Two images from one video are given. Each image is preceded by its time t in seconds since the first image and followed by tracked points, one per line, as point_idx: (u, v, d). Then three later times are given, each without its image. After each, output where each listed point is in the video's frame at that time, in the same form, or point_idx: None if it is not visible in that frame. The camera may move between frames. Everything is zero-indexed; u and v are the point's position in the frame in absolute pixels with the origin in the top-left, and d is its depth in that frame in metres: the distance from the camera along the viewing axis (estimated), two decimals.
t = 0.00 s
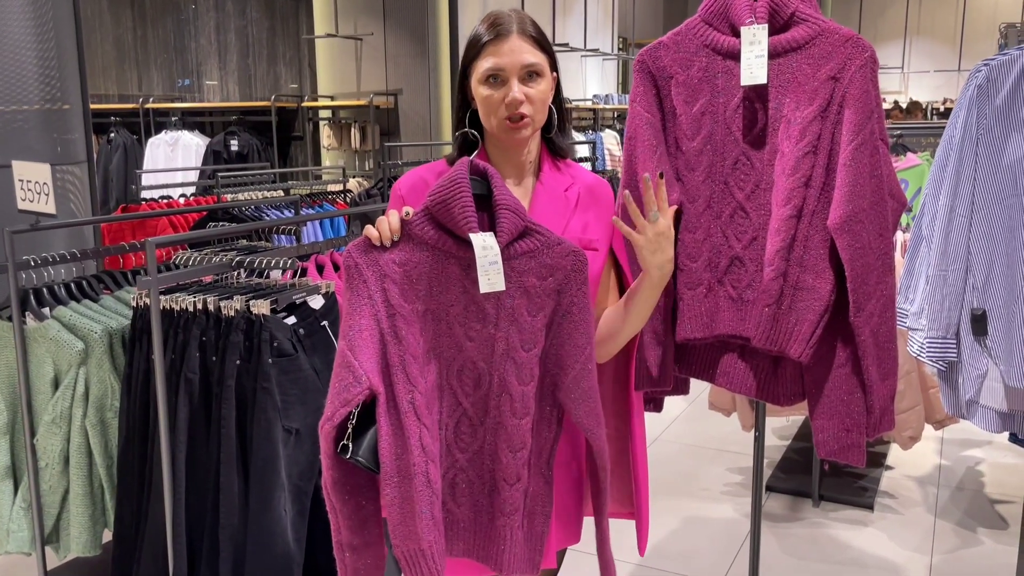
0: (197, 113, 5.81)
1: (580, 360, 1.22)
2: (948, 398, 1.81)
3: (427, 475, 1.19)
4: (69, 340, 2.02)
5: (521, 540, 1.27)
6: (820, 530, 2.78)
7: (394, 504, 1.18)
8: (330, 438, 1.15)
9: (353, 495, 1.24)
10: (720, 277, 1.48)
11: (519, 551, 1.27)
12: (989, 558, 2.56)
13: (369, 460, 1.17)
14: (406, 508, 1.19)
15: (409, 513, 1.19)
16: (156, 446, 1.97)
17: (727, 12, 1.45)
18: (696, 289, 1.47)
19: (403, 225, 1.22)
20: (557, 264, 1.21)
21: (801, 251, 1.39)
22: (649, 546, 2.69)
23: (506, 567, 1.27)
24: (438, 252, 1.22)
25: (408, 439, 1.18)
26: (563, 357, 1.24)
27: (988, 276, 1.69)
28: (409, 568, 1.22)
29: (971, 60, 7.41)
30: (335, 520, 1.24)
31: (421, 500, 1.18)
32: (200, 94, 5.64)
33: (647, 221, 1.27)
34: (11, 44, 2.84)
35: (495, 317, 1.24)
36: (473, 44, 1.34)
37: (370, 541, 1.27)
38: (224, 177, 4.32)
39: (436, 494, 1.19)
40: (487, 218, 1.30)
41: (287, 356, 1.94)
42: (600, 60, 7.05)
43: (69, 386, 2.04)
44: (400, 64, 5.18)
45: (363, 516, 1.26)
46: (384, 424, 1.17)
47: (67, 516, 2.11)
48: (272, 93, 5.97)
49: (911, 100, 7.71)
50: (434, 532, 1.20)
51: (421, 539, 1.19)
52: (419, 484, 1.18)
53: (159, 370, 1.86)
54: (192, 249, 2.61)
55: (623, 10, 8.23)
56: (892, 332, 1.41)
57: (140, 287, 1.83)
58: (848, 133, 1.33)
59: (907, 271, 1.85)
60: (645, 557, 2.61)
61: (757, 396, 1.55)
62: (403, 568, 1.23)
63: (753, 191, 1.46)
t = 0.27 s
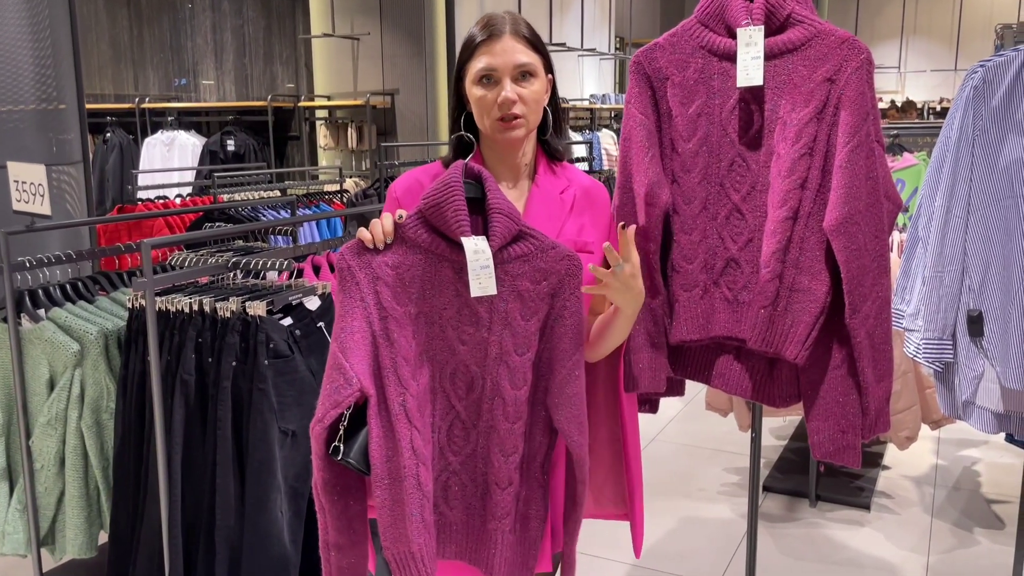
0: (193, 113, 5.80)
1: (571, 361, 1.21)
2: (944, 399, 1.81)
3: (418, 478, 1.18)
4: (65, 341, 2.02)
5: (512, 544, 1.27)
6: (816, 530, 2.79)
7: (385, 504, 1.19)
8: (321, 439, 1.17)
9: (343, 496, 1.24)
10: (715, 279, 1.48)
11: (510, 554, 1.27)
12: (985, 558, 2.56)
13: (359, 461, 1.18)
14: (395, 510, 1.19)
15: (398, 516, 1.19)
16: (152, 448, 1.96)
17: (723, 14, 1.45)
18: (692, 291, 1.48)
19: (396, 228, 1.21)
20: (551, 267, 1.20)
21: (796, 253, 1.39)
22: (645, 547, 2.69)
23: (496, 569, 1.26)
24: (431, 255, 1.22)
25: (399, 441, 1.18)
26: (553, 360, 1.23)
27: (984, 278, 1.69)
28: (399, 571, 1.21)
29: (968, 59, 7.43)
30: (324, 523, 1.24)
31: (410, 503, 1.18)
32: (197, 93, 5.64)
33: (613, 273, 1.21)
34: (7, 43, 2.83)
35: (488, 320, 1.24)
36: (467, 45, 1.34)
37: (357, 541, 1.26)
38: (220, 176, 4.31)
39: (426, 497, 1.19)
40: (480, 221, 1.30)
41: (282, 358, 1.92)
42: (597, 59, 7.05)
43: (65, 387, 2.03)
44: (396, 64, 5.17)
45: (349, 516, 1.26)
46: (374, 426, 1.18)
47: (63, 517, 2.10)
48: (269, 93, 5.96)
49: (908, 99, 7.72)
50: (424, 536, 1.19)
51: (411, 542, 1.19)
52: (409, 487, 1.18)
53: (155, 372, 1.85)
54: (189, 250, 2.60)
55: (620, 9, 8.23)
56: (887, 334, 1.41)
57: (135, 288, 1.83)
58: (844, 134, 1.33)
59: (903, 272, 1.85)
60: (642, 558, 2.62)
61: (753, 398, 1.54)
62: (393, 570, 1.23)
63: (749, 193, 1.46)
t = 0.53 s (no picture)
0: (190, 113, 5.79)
1: (560, 360, 1.19)
2: (941, 398, 1.81)
3: (406, 478, 1.18)
4: (59, 341, 2.00)
5: (505, 544, 1.26)
6: (813, 530, 2.79)
7: (373, 505, 1.19)
8: (310, 438, 1.17)
9: (335, 495, 1.24)
10: (711, 279, 1.47)
11: (502, 553, 1.26)
12: (982, 558, 2.56)
13: (348, 462, 1.18)
14: (384, 510, 1.19)
15: (386, 515, 1.19)
16: (148, 449, 1.95)
17: (720, 13, 1.45)
18: (689, 291, 1.47)
19: (387, 228, 1.20)
20: (544, 265, 1.20)
21: (793, 253, 1.39)
22: (642, 546, 2.69)
23: (488, 568, 1.26)
24: (421, 255, 1.22)
25: (388, 441, 1.18)
26: (546, 360, 1.21)
27: (981, 278, 1.69)
28: (386, 570, 1.21)
29: (964, 58, 7.44)
30: (315, 522, 1.23)
31: (398, 503, 1.18)
32: (193, 93, 5.65)
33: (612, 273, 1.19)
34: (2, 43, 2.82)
35: (480, 320, 1.24)
36: (462, 46, 1.34)
37: (349, 539, 1.26)
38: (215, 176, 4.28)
39: (414, 497, 1.19)
40: (470, 220, 1.29)
41: (278, 357, 1.91)
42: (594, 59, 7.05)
43: (60, 388, 2.02)
44: (392, 63, 5.16)
45: (342, 515, 1.25)
46: (364, 426, 1.18)
47: (58, 518, 2.09)
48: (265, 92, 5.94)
49: (904, 98, 7.73)
50: (411, 536, 1.19)
51: (398, 542, 1.19)
52: (398, 487, 1.18)
53: (151, 373, 1.84)
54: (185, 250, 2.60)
55: (617, 8, 8.22)
56: (884, 334, 1.41)
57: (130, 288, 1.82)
58: (841, 134, 1.33)
59: (900, 272, 1.85)
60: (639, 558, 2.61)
61: (749, 398, 1.54)
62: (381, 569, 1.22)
63: (746, 192, 1.45)
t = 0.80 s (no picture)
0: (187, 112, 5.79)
1: (561, 361, 1.19)
2: (938, 397, 1.83)
3: (401, 479, 1.17)
4: (56, 341, 2.00)
5: (505, 545, 1.26)
6: (811, 529, 2.79)
7: (367, 506, 1.18)
8: (305, 439, 1.16)
9: (333, 495, 1.24)
10: (711, 279, 1.47)
11: (502, 555, 1.26)
12: (979, 556, 2.57)
13: (343, 462, 1.19)
14: (379, 511, 1.18)
15: (381, 516, 1.19)
16: (145, 449, 1.95)
17: (717, 12, 1.44)
18: (687, 291, 1.48)
19: (383, 228, 1.21)
20: (542, 265, 1.19)
21: (791, 252, 1.39)
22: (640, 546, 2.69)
23: (488, 568, 1.26)
24: (417, 255, 1.22)
25: (383, 442, 1.17)
26: (545, 362, 1.22)
27: (978, 277, 1.68)
28: (383, 570, 1.21)
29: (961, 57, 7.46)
30: (313, 522, 1.23)
31: (393, 504, 1.17)
32: (190, 93, 5.65)
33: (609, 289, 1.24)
34: None
35: (476, 321, 1.24)
36: (459, 46, 1.33)
37: (350, 538, 1.27)
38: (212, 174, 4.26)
39: (410, 499, 1.18)
40: (465, 220, 1.29)
41: (276, 357, 1.92)
42: (592, 58, 7.05)
43: (57, 388, 2.02)
44: (390, 62, 5.15)
45: (340, 515, 1.26)
46: (360, 428, 1.18)
47: (55, 518, 2.09)
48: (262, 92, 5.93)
49: (902, 98, 7.77)
50: (407, 537, 1.19)
51: (394, 543, 1.18)
52: (393, 489, 1.17)
53: (147, 373, 1.84)
54: (182, 250, 2.59)
55: (615, 7, 8.22)
56: (883, 333, 1.41)
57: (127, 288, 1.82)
58: (839, 133, 1.33)
59: (898, 272, 1.86)
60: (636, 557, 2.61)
61: (748, 397, 1.54)
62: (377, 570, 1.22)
63: (744, 191, 1.45)
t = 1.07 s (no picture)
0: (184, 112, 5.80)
1: (562, 362, 1.19)
2: (936, 397, 1.83)
3: (402, 479, 1.17)
4: (53, 341, 2.00)
5: (504, 544, 1.26)
6: (809, 528, 2.79)
7: (369, 506, 1.18)
8: (304, 440, 1.17)
9: (333, 495, 1.24)
10: (709, 279, 1.47)
11: (502, 554, 1.26)
12: (976, 556, 2.57)
13: (343, 463, 1.19)
14: (380, 511, 1.18)
15: (382, 516, 1.19)
16: (143, 449, 1.94)
17: (715, 12, 1.44)
18: (686, 291, 1.48)
19: (382, 228, 1.21)
20: (540, 265, 1.20)
21: (789, 252, 1.39)
22: (638, 545, 2.69)
23: (488, 567, 1.25)
24: (416, 254, 1.22)
25: (384, 442, 1.17)
26: (545, 361, 1.22)
27: (975, 277, 1.68)
28: (383, 571, 1.21)
29: (957, 57, 7.49)
30: (313, 523, 1.23)
31: (394, 504, 1.17)
32: (188, 92, 5.67)
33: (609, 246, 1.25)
34: None
35: (475, 321, 1.24)
36: (458, 45, 1.33)
37: (349, 539, 1.26)
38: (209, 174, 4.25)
39: (411, 499, 1.18)
40: (465, 219, 1.29)
41: (273, 357, 1.92)
42: (590, 58, 7.05)
43: (54, 388, 2.01)
44: (388, 61, 5.15)
45: (340, 516, 1.26)
46: (360, 428, 1.18)
47: (52, 518, 2.09)
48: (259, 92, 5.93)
49: (899, 98, 7.79)
50: (408, 538, 1.18)
51: (394, 543, 1.18)
52: (394, 488, 1.17)
53: (145, 373, 1.84)
54: (179, 250, 2.59)
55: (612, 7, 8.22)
56: (881, 333, 1.41)
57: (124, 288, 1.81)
58: (837, 133, 1.33)
59: (895, 272, 1.86)
60: (634, 557, 2.61)
61: (746, 397, 1.55)
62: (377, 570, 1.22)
63: (743, 191, 1.45)
